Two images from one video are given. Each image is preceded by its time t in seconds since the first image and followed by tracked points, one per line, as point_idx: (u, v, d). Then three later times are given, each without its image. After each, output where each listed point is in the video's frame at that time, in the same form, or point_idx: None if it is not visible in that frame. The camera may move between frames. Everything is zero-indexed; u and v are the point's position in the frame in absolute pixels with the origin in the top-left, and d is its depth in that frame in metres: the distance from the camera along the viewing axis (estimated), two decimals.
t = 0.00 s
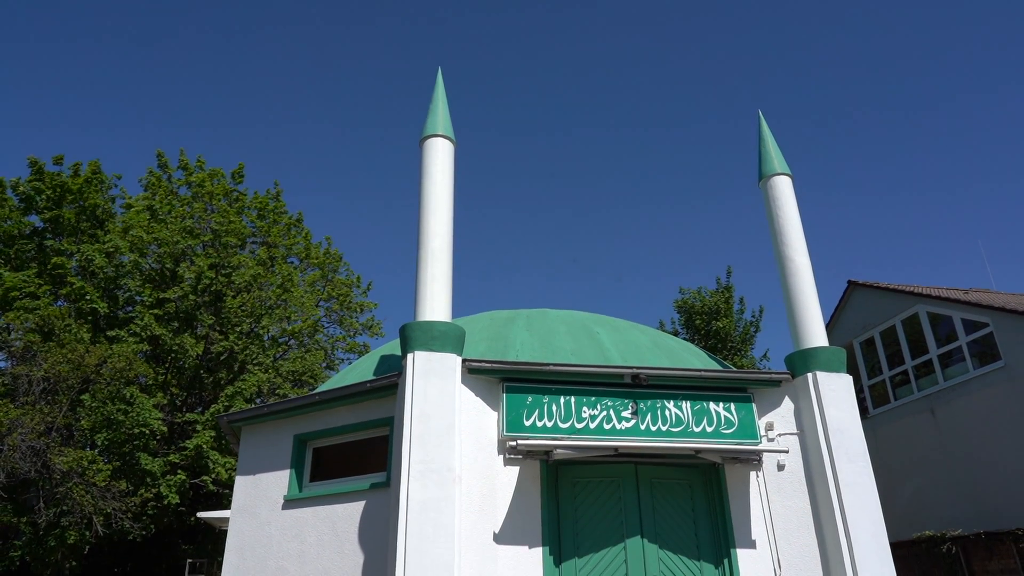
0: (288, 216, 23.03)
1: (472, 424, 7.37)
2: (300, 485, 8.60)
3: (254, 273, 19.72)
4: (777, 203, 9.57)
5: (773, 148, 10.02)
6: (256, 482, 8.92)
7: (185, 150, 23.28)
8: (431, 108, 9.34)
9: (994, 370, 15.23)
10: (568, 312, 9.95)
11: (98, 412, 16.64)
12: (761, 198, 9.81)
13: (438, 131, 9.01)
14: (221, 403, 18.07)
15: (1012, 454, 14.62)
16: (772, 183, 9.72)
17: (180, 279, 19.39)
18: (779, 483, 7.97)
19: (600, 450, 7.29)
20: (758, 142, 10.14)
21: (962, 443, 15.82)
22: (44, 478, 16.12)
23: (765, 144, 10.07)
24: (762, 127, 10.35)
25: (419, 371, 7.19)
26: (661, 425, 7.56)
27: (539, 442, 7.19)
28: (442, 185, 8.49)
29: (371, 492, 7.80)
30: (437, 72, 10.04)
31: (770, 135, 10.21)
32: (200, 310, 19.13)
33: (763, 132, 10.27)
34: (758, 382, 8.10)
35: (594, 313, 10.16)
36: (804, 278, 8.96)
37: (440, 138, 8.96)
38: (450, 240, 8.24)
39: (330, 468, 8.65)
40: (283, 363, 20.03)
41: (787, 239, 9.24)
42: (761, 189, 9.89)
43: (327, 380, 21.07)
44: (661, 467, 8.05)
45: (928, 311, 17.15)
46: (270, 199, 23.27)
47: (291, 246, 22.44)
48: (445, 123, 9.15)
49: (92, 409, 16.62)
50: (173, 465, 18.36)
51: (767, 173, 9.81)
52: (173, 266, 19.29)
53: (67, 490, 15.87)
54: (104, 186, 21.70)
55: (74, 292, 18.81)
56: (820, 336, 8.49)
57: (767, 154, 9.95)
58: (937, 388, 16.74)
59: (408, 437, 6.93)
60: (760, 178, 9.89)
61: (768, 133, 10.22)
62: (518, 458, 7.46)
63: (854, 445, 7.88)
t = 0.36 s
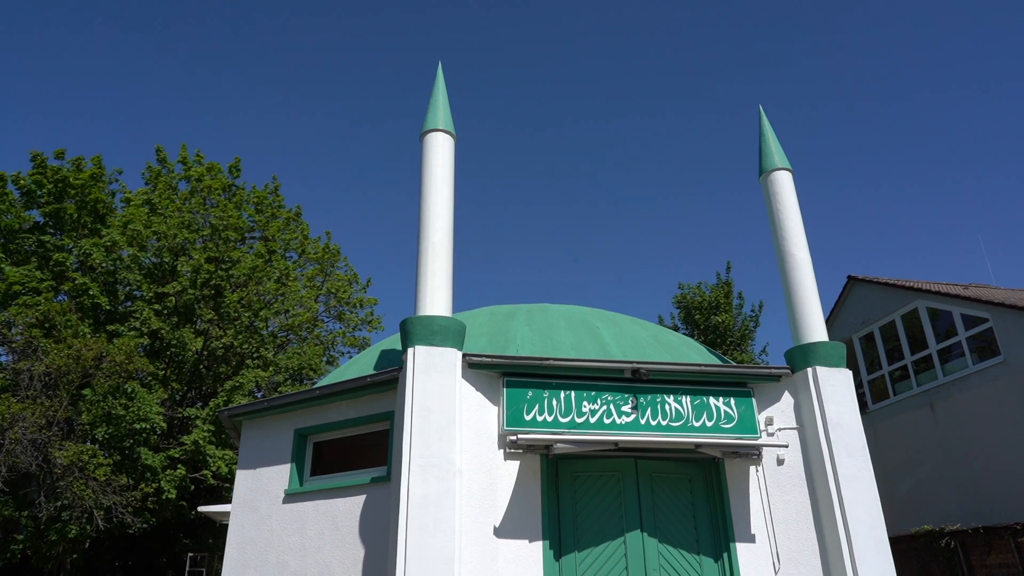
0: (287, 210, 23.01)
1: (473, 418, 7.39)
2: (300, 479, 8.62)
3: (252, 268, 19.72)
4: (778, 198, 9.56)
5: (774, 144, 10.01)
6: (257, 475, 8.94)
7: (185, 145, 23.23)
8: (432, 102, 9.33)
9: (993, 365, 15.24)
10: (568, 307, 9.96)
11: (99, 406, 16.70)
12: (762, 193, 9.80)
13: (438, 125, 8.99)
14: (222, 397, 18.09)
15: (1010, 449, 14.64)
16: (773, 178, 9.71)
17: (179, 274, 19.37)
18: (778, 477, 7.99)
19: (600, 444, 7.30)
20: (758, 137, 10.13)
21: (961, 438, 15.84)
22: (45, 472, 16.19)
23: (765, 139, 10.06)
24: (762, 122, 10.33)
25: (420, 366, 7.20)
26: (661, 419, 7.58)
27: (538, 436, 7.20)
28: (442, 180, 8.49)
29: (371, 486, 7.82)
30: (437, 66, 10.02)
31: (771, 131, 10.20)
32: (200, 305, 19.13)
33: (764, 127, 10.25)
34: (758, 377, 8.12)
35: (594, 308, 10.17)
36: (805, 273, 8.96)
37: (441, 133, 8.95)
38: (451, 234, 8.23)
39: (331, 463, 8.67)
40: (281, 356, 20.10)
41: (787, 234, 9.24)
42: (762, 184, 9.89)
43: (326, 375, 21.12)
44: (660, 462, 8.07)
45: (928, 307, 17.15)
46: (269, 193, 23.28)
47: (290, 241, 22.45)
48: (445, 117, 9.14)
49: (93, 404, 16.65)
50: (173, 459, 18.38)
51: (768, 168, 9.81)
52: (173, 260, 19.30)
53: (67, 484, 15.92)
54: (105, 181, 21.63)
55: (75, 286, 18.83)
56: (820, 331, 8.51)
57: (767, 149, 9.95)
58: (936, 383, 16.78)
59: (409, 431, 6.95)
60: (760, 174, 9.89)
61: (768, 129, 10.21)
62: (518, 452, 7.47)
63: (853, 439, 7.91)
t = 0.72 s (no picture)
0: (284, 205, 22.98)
1: (473, 413, 7.40)
2: (301, 473, 8.64)
3: (251, 261, 19.76)
4: (778, 193, 9.56)
5: (774, 138, 10.00)
6: (258, 469, 8.96)
7: (184, 140, 23.20)
8: (432, 97, 9.32)
9: (992, 360, 15.27)
10: (569, 301, 9.97)
11: (99, 401, 16.72)
12: (762, 187, 9.80)
13: (438, 120, 8.99)
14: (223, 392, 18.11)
15: (1010, 444, 14.67)
16: (773, 173, 9.71)
17: (178, 269, 19.35)
18: (778, 472, 8.01)
19: (600, 439, 7.32)
20: (758, 131, 10.13)
21: (960, 432, 15.88)
22: (46, 466, 16.23)
23: (766, 134, 10.05)
24: (762, 117, 10.32)
25: (420, 361, 7.21)
26: (661, 414, 7.59)
27: (539, 431, 7.22)
28: (442, 174, 8.49)
29: (372, 480, 7.84)
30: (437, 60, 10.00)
31: (771, 125, 10.19)
32: (199, 300, 19.13)
33: (764, 122, 10.25)
34: (758, 371, 8.14)
35: (595, 303, 10.18)
36: (805, 268, 8.97)
37: (441, 127, 8.94)
38: (451, 229, 8.24)
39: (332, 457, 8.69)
40: (280, 348, 20.19)
41: (787, 228, 9.24)
42: (762, 178, 9.89)
43: (325, 370, 21.18)
44: (660, 456, 8.10)
45: (927, 302, 17.16)
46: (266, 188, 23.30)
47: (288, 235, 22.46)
48: (446, 111, 9.13)
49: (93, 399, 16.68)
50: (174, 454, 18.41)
51: (768, 163, 9.81)
52: (172, 255, 19.25)
53: (69, 478, 15.95)
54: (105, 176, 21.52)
55: (75, 281, 18.82)
56: (819, 325, 8.52)
57: (767, 144, 9.94)
58: (935, 378, 16.81)
59: (409, 426, 6.96)
60: (761, 168, 9.88)
61: (769, 123, 10.21)
62: (518, 446, 7.49)
63: (852, 434, 7.92)
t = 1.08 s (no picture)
0: (282, 200, 23.00)
1: (473, 407, 7.41)
2: (302, 468, 8.66)
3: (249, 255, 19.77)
4: (778, 187, 9.55)
5: (774, 132, 9.99)
6: (258, 464, 8.98)
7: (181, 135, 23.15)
8: (431, 91, 9.30)
9: (991, 355, 15.30)
10: (568, 296, 9.96)
11: (99, 396, 16.72)
12: (763, 182, 9.79)
13: (438, 114, 8.96)
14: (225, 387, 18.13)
15: (1009, 438, 14.69)
16: (774, 167, 9.70)
17: (177, 264, 19.30)
18: (777, 466, 8.02)
19: (600, 433, 7.33)
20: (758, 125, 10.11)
21: (960, 427, 15.90)
22: (47, 461, 16.25)
23: (766, 128, 10.03)
24: (762, 111, 10.30)
25: (420, 355, 7.21)
26: (660, 408, 7.60)
27: (539, 425, 7.23)
28: (442, 169, 8.48)
29: (372, 474, 7.85)
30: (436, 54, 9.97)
31: (772, 119, 10.17)
32: (198, 295, 19.13)
33: (764, 116, 10.23)
34: (758, 365, 8.14)
35: (594, 297, 10.18)
36: (805, 262, 8.96)
37: (441, 121, 8.92)
38: (451, 224, 8.23)
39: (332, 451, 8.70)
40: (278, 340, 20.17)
41: (787, 223, 9.24)
42: (762, 172, 9.87)
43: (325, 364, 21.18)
44: (660, 450, 8.11)
45: (927, 296, 17.16)
46: (264, 183, 23.32)
47: (287, 229, 22.46)
48: (445, 106, 9.11)
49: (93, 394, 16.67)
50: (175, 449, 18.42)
51: (768, 157, 9.79)
52: (170, 250, 19.18)
53: (70, 473, 15.98)
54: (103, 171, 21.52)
55: (74, 276, 18.80)
56: (819, 320, 8.52)
57: (768, 138, 9.92)
58: (934, 372, 16.83)
59: (409, 420, 6.97)
60: (761, 162, 9.87)
61: (769, 117, 10.19)
62: (518, 440, 7.50)
63: (852, 428, 7.93)
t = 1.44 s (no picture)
0: (282, 194, 22.95)
1: (473, 400, 7.42)
2: (302, 461, 8.67)
3: (248, 250, 19.73)
4: (778, 180, 9.53)
5: (775, 125, 9.97)
6: (259, 457, 9.00)
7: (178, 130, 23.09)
8: (430, 84, 9.27)
9: (989, 348, 15.33)
10: (568, 289, 9.96)
11: (99, 391, 16.72)
12: (763, 175, 9.77)
13: (437, 107, 8.94)
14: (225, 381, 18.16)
15: (1009, 431, 14.72)
16: (774, 160, 9.68)
17: (175, 258, 19.27)
18: (777, 459, 8.03)
19: (600, 426, 7.34)
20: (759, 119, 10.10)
21: (959, 420, 15.93)
22: (48, 455, 16.27)
23: (766, 121, 10.01)
24: (762, 104, 10.28)
25: (420, 349, 7.22)
26: (660, 401, 7.61)
27: (539, 418, 7.23)
28: (442, 162, 8.46)
29: (372, 468, 7.87)
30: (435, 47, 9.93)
31: (772, 112, 10.15)
32: (197, 290, 19.14)
33: (765, 109, 10.20)
34: (758, 359, 8.15)
35: (594, 291, 10.17)
36: (805, 255, 8.95)
37: (440, 115, 8.90)
38: (451, 217, 8.22)
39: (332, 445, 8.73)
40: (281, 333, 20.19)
41: (788, 216, 9.23)
42: (763, 166, 9.86)
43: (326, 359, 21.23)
44: (660, 443, 8.12)
45: (927, 290, 17.16)
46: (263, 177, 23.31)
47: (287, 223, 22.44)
48: (445, 99, 9.08)
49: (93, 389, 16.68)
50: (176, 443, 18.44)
51: (768, 150, 9.78)
52: (168, 245, 19.18)
53: (71, 467, 16.00)
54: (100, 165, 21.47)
55: (74, 270, 18.79)
56: (819, 313, 8.52)
57: (768, 131, 9.91)
58: (934, 366, 16.85)
59: (409, 413, 6.98)
60: (761, 156, 9.86)
61: (769, 110, 10.17)
62: (518, 434, 7.51)
63: (851, 421, 7.94)
